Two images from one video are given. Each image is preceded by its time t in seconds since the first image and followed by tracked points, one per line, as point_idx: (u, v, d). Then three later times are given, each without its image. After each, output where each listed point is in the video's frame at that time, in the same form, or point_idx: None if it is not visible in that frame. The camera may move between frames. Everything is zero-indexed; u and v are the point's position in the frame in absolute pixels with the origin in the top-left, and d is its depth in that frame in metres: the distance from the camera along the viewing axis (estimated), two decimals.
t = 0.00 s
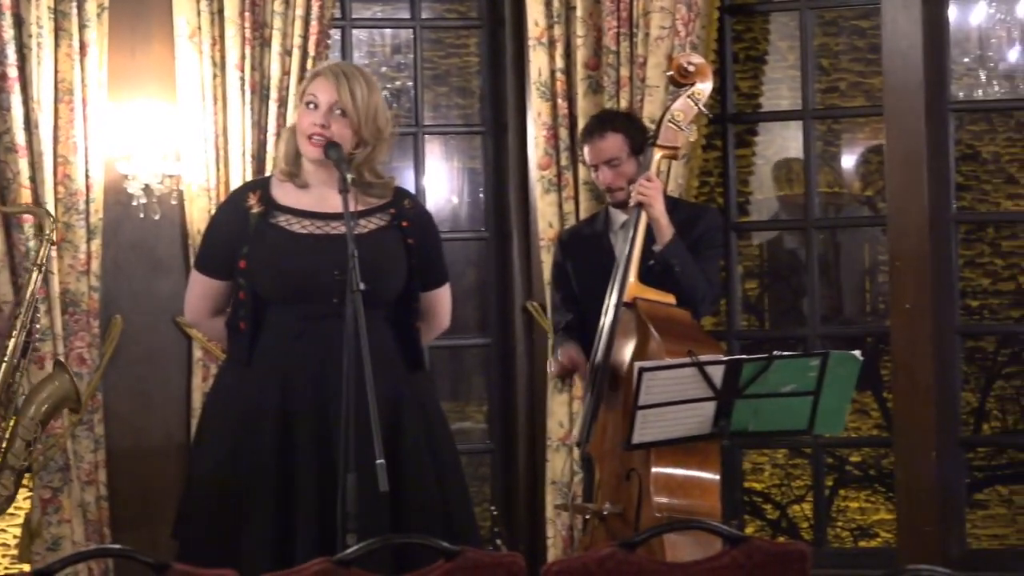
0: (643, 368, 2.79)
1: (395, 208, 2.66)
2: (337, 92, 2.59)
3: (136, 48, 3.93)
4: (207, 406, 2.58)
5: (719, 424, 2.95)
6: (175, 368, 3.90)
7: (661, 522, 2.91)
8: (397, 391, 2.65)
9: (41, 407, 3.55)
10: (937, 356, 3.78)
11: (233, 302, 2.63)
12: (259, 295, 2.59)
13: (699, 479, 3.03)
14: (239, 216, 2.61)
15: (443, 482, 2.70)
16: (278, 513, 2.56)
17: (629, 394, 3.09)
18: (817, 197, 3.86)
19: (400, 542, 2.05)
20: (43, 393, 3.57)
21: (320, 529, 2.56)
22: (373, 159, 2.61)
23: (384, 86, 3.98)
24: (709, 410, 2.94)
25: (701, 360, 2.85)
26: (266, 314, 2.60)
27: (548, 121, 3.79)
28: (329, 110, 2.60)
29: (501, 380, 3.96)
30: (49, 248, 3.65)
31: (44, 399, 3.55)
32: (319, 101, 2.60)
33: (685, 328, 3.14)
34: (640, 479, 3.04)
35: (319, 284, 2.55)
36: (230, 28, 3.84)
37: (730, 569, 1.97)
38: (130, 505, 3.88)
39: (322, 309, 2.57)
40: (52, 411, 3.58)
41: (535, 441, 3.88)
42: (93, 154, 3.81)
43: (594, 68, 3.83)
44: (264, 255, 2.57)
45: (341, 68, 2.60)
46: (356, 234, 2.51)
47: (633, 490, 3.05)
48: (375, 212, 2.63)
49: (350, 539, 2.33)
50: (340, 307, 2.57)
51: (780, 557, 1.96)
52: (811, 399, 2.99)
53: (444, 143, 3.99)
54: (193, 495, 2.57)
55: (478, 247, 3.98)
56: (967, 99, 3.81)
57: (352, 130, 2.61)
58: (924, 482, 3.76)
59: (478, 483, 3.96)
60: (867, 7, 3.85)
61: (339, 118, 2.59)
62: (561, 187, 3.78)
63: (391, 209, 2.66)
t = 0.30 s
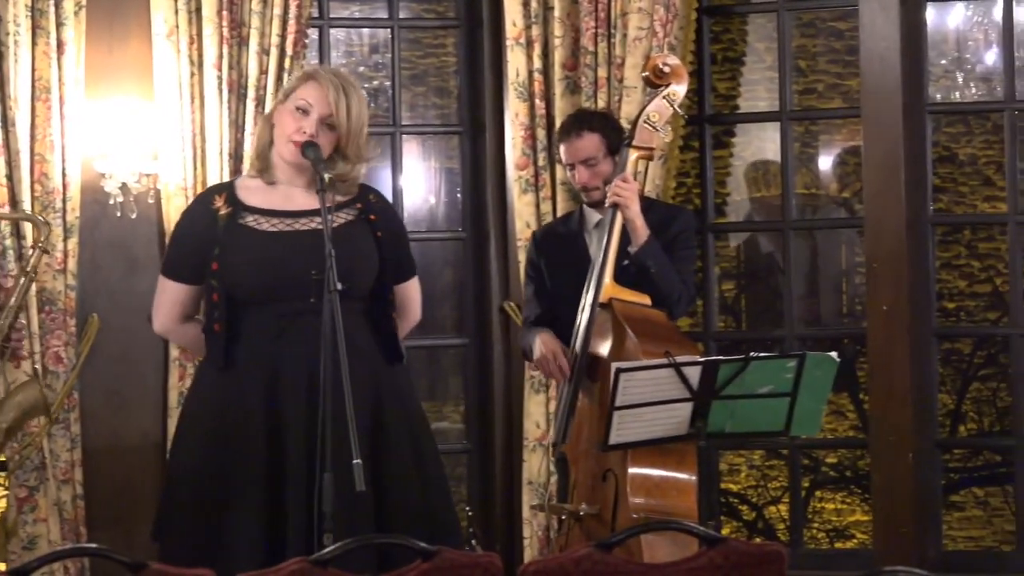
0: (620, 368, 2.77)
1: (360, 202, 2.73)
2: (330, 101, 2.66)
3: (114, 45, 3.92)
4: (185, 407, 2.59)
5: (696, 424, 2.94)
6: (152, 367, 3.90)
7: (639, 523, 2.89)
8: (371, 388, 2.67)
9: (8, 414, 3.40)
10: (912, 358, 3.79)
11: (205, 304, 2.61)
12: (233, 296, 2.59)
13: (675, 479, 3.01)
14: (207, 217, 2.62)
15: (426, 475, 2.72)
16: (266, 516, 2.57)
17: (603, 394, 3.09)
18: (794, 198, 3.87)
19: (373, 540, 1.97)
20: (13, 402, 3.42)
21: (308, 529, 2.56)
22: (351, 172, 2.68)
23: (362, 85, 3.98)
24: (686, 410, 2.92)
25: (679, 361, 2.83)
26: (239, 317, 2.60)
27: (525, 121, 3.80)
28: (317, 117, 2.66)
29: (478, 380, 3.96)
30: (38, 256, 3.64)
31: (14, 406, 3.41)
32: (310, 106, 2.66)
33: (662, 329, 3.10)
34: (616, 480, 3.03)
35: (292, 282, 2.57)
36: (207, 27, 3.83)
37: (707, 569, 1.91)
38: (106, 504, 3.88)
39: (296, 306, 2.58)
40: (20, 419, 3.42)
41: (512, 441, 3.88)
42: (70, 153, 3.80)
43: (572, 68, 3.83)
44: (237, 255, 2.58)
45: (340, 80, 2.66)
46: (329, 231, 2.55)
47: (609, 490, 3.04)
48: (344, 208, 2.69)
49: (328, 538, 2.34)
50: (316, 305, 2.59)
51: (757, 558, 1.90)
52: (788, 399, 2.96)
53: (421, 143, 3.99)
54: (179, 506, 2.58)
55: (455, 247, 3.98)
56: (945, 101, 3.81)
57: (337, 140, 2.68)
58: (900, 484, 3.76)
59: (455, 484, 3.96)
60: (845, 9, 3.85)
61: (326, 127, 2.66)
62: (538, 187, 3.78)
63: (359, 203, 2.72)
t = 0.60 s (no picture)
0: (601, 370, 2.77)
1: (338, 201, 2.77)
2: (307, 102, 2.72)
3: (96, 43, 3.90)
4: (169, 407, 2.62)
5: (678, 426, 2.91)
6: (134, 368, 3.89)
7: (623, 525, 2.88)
8: (353, 387, 2.69)
9: None
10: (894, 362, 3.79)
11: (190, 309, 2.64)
12: (218, 299, 2.62)
13: (655, 481, 3.01)
14: (190, 224, 2.66)
15: (405, 477, 2.73)
16: (253, 519, 2.57)
17: (587, 397, 3.05)
18: (776, 201, 3.88)
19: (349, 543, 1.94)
20: None
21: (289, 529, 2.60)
22: (328, 171, 2.74)
23: (344, 87, 3.98)
24: (667, 412, 2.90)
25: (660, 363, 2.82)
26: (225, 322, 2.64)
27: (508, 123, 3.79)
28: (295, 118, 2.72)
29: (459, 382, 3.96)
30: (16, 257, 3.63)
31: None
32: (287, 107, 2.72)
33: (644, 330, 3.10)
34: (598, 482, 3.00)
35: (277, 286, 2.61)
36: (190, 28, 3.82)
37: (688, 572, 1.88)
38: (88, 505, 3.87)
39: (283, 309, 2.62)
40: None
41: (493, 443, 3.89)
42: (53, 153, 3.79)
43: (555, 70, 3.82)
44: (222, 258, 2.62)
45: (315, 80, 2.74)
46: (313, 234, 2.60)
47: (592, 493, 3.00)
48: (324, 207, 2.73)
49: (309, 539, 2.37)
50: (299, 306, 2.62)
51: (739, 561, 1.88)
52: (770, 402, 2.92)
53: (404, 144, 3.99)
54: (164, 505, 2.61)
55: (437, 249, 3.98)
56: (926, 106, 3.83)
57: (314, 139, 2.75)
58: (882, 487, 3.76)
59: (436, 485, 3.96)
60: (827, 13, 3.85)
61: (304, 127, 2.73)
62: (521, 189, 3.78)
63: (336, 202, 2.76)
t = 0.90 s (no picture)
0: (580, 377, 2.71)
1: (319, 205, 2.75)
2: (286, 100, 2.70)
3: (77, 44, 3.88)
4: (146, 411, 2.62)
5: (659, 432, 2.86)
6: (114, 371, 3.89)
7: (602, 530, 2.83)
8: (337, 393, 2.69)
9: None
10: (873, 369, 3.80)
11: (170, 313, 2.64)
12: (200, 305, 2.61)
13: (637, 487, 2.96)
14: (171, 228, 2.64)
15: (379, 483, 2.73)
16: (232, 527, 2.57)
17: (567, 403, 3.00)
18: (756, 207, 3.88)
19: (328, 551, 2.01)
20: None
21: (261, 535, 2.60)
22: (309, 168, 2.73)
23: (325, 90, 3.98)
24: (646, 417, 2.87)
25: (640, 368, 2.79)
26: (206, 328, 2.62)
27: (489, 128, 3.78)
28: (274, 117, 2.70)
29: (439, 387, 3.97)
30: None
31: None
32: (266, 106, 2.70)
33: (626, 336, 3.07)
34: (579, 487, 2.95)
35: (257, 291, 2.60)
36: (171, 31, 3.81)
37: None
38: (68, 508, 3.87)
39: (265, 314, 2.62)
40: None
41: (473, 448, 3.89)
42: (33, 156, 3.77)
43: (536, 75, 3.81)
44: (204, 264, 2.61)
45: (291, 78, 2.72)
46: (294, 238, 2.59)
47: (571, 497, 2.97)
48: (306, 210, 2.72)
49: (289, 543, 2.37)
50: (280, 310, 2.62)
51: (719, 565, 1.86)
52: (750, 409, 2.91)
53: (384, 148, 3.99)
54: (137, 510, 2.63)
55: (417, 253, 3.98)
56: (906, 112, 3.83)
57: (295, 137, 2.72)
58: (862, 493, 3.76)
59: (415, 490, 3.96)
60: (809, 19, 3.85)
61: (284, 125, 2.70)
62: (501, 194, 3.78)
63: (318, 205, 2.74)
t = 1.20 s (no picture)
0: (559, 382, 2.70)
1: (306, 210, 2.74)
2: (262, 102, 2.68)
3: (59, 47, 3.87)
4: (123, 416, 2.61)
5: (638, 437, 2.85)
6: (95, 376, 3.89)
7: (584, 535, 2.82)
8: (316, 399, 2.69)
9: None
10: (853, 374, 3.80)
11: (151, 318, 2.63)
12: (182, 311, 2.60)
13: (620, 494, 2.94)
14: (156, 231, 2.64)
15: (354, 490, 2.73)
16: (204, 534, 2.57)
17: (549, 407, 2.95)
18: (737, 213, 3.89)
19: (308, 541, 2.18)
20: None
21: (232, 544, 2.60)
22: (292, 164, 2.72)
23: (306, 96, 3.98)
24: (628, 423, 2.84)
25: (621, 374, 2.77)
26: (186, 335, 2.62)
27: (470, 133, 3.78)
28: (253, 120, 2.68)
29: (420, 393, 3.98)
30: None
31: None
32: (243, 110, 2.68)
33: (609, 343, 3.01)
34: (562, 493, 2.93)
35: (238, 296, 2.59)
36: (153, 36, 3.80)
37: None
38: (49, 513, 3.87)
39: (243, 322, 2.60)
40: None
41: (455, 454, 3.89)
42: (13, 163, 3.76)
43: (517, 81, 3.81)
44: (186, 269, 2.61)
45: (265, 78, 2.70)
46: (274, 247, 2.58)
47: (553, 502, 2.94)
48: (292, 217, 2.70)
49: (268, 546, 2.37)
50: (260, 317, 2.60)
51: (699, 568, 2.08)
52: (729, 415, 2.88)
53: (366, 153, 4.00)
54: (108, 518, 2.61)
55: (398, 258, 3.99)
56: (887, 118, 3.83)
57: (277, 138, 2.71)
58: (843, 499, 3.76)
59: (395, 495, 3.97)
60: (790, 25, 3.85)
61: (264, 126, 2.69)
62: (483, 200, 3.77)
63: (305, 211, 2.74)
